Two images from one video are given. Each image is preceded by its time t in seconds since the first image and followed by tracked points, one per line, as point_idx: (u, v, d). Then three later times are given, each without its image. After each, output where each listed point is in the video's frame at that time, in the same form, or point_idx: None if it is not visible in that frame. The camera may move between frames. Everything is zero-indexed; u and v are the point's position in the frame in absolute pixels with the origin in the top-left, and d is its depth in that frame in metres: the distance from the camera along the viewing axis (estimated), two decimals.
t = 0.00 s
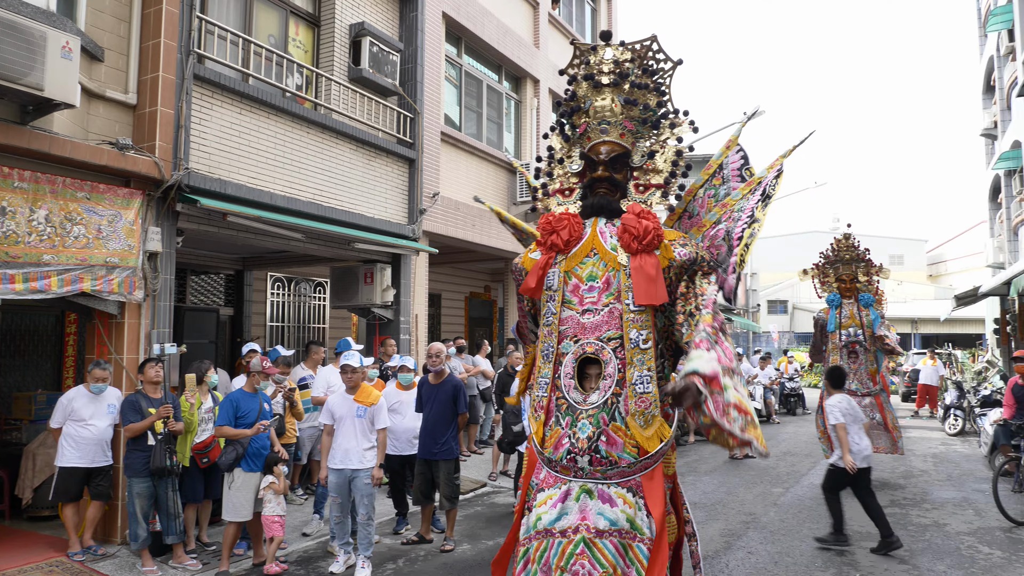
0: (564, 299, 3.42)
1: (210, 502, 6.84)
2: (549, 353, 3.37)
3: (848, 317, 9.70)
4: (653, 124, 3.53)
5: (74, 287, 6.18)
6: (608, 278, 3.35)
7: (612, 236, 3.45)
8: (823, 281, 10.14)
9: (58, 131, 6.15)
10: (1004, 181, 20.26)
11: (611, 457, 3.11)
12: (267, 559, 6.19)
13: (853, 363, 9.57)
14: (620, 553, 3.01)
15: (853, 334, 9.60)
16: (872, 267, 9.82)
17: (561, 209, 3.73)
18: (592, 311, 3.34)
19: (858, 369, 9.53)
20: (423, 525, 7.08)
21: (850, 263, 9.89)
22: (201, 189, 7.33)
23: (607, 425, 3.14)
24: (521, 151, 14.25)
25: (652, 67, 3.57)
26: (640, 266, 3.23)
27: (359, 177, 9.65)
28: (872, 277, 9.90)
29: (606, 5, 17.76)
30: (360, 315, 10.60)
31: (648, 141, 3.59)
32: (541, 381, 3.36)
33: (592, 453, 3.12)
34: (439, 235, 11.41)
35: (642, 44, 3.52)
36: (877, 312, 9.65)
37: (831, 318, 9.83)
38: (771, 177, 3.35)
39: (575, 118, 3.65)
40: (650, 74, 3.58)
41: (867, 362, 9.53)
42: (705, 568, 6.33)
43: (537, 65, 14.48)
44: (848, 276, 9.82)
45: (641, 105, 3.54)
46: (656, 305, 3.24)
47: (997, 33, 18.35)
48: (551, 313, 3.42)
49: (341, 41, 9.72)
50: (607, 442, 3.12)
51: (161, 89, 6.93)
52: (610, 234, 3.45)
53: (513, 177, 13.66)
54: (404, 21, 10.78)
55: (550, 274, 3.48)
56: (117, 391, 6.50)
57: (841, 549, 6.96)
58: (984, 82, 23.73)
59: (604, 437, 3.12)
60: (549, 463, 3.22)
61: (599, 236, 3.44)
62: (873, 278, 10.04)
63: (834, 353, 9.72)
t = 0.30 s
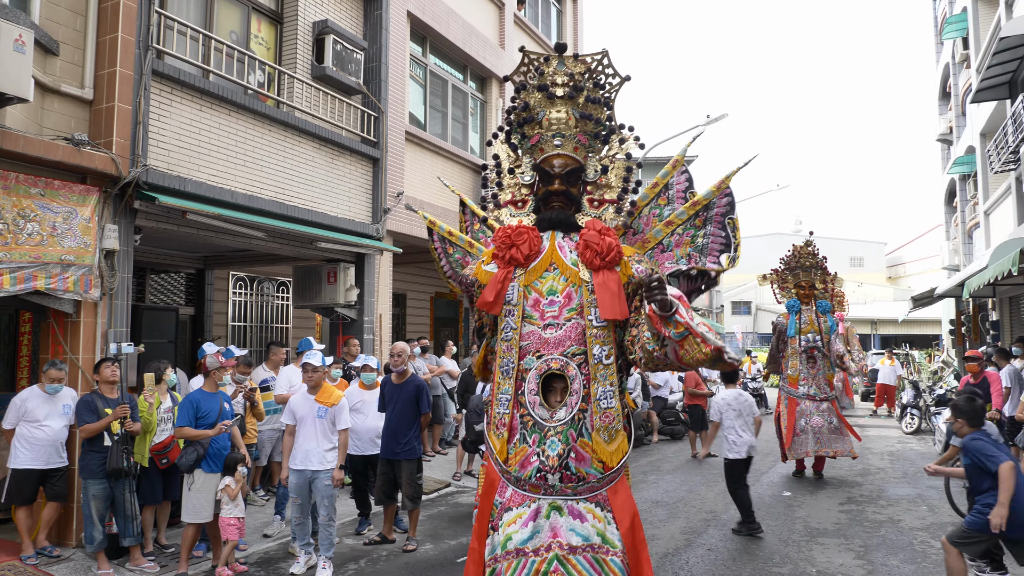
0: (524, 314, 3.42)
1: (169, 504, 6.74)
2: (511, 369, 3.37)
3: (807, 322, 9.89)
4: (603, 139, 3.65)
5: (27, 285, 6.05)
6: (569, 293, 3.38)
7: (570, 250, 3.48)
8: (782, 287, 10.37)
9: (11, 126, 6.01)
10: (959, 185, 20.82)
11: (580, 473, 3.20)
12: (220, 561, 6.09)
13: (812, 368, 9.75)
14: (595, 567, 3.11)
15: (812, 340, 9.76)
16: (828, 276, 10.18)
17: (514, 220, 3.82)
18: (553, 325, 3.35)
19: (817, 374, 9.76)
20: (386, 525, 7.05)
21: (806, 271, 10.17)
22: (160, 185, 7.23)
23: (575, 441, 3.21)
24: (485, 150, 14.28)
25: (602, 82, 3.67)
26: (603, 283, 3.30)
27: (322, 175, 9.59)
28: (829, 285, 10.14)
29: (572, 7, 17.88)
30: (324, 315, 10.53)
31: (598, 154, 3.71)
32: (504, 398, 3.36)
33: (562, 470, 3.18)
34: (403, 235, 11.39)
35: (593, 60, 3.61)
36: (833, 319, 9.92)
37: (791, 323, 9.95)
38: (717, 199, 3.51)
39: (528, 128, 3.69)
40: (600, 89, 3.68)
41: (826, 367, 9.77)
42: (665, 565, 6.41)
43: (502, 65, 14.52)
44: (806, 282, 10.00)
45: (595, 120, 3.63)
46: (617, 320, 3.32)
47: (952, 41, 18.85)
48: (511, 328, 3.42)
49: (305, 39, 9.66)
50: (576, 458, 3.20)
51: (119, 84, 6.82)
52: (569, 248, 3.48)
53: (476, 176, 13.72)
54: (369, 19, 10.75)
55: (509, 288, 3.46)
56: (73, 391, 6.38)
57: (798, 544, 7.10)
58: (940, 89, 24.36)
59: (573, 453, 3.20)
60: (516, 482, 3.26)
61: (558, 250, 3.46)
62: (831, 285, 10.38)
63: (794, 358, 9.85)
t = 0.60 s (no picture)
0: (487, 299, 3.31)
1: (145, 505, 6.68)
2: (472, 354, 3.26)
3: (777, 318, 10.03)
4: (571, 126, 3.63)
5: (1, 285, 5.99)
6: (531, 278, 3.29)
7: (534, 235, 3.38)
8: (760, 283, 10.49)
9: None
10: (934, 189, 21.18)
11: (540, 456, 3.09)
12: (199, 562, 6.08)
13: (779, 364, 9.91)
14: (554, 548, 3.02)
15: (781, 336, 9.96)
16: (806, 272, 10.28)
17: (480, 206, 3.78)
18: (516, 311, 3.27)
19: (782, 368, 9.90)
20: (365, 525, 7.04)
21: (787, 267, 10.32)
22: (137, 185, 7.17)
23: (535, 424, 3.12)
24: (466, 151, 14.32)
25: (571, 68, 3.64)
26: (565, 268, 3.20)
27: (301, 175, 9.56)
28: (806, 280, 10.27)
29: (553, 9, 17.97)
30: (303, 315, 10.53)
31: (566, 142, 3.67)
32: (465, 381, 3.25)
33: (521, 453, 3.08)
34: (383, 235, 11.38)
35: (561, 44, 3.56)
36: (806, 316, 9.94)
37: (761, 318, 10.13)
38: (693, 205, 3.66)
39: (495, 115, 3.64)
40: (569, 76, 3.64)
41: (793, 362, 9.89)
42: (643, 564, 6.48)
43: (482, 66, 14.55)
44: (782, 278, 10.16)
45: (561, 107, 3.61)
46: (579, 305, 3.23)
47: (926, 47, 19.18)
48: (473, 313, 3.30)
49: (284, 38, 9.63)
50: (535, 441, 3.10)
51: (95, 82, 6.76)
52: (533, 234, 3.37)
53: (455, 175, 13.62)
54: (349, 19, 10.73)
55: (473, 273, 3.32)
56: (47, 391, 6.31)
57: (773, 543, 7.20)
58: (916, 95, 24.77)
59: (533, 436, 3.11)
60: (475, 464, 3.12)
61: (522, 234, 3.35)
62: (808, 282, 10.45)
63: (761, 353, 10.04)
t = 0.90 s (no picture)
0: (450, 302, 3.13)
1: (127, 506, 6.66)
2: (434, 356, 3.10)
3: (754, 320, 10.13)
4: (546, 121, 3.26)
5: None
6: (493, 281, 3.08)
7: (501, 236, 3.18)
8: (742, 284, 10.55)
9: None
10: (913, 192, 21.50)
11: (491, 460, 2.89)
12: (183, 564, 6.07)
13: (755, 365, 9.99)
14: (498, 553, 2.84)
15: (757, 338, 10.04)
16: (787, 273, 10.37)
17: (453, 211, 3.36)
18: (476, 313, 3.06)
19: (756, 370, 10.00)
20: (348, 525, 7.05)
21: (768, 269, 10.42)
22: (120, 184, 7.14)
23: (487, 429, 2.92)
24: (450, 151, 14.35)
25: (547, 62, 3.27)
26: (522, 269, 2.99)
27: (285, 174, 9.54)
28: (786, 281, 10.35)
29: (538, 11, 18.07)
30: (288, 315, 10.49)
31: (541, 139, 3.29)
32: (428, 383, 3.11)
33: (470, 457, 2.90)
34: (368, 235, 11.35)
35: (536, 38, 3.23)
36: (782, 316, 9.97)
37: (739, 320, 10.25)
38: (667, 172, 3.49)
39: (467, 117, 3.29)
40: (545, 70, 3.28)
41: (767, 363, 9.93)
42: (626, 563, 6.53)
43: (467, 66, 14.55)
44: (762, 280, 10.29)
45: (532, 103, 3.24)
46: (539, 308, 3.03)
47: (906, 52, 19.46)
48: (438, 316, 3.14)
49: (269, 38, 9.61)
50: (486, 446, 2.90)
51: (78, 81, 6.73)
52: (498, 234, 3.17)
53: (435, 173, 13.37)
54: (333, 19, 10.73)
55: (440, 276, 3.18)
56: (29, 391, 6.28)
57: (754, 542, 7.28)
58: (895, 99, 25.13)
59: (484, 440, 2.91)
60: (432, 465, 3.00)
61: (487, 235, 3.16)
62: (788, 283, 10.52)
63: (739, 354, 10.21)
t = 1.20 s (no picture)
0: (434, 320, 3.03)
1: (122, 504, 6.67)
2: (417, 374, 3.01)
3: (745, 326, 10.27)
4: (534, 129, 3.13)
5: None
6: (472, 299, 2.94)
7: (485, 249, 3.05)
8: (735, 291, 10.67)
9: None
10: (902, 194, 21.71)
11: (463, 485, 2.72)
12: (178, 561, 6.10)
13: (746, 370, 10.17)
14: None
15: (748, 344, 10.15)
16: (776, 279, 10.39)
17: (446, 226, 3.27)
18: (457, 332, 2.93)
19: (748, 376, 10.15)
20: (342, 523, 7.08)
21: (758, 275, 10.43)
22: (115, 183, 7.15)
23: (459, 452, 2.76)
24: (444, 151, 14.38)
25: (534, 67, 3.13)
26: (496, 288, 2.81)
27: (280, 174, 9.56)
28: (776, 286, 10.36)
29: (532, 12, 18.17)
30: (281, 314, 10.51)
31: (528, 148, 3.16)
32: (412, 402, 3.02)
33: (442, 479, 2.76)
34: (361, 235, 11.36)
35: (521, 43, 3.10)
36: (771, 322, 10.00)
37: (732, 327, 10.46)
38: (676, 192, 3.21)
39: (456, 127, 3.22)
40: (534, 75, 3.14)
41: (758, 370, 10.07)
42: (618, 561, 6.58)
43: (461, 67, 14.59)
44: (752, 286, 10.39)
45: (517, 112, 3.12)
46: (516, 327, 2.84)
47: (896, 55, 19.64)
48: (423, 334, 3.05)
49: (263, 38, 9.63)
50: (457, 468, 2.74)
51: (73, 80, 6.74)
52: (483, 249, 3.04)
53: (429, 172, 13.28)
54: (327, 20, 10.74)
55: (425, 294, 3.08)
56: (23, 389, 6.28)
57: (745, 540, 7.35)
58: (885, 101, 25.34)
59: (456, 463, 2.75)
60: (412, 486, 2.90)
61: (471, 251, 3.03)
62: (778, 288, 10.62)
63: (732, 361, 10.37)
